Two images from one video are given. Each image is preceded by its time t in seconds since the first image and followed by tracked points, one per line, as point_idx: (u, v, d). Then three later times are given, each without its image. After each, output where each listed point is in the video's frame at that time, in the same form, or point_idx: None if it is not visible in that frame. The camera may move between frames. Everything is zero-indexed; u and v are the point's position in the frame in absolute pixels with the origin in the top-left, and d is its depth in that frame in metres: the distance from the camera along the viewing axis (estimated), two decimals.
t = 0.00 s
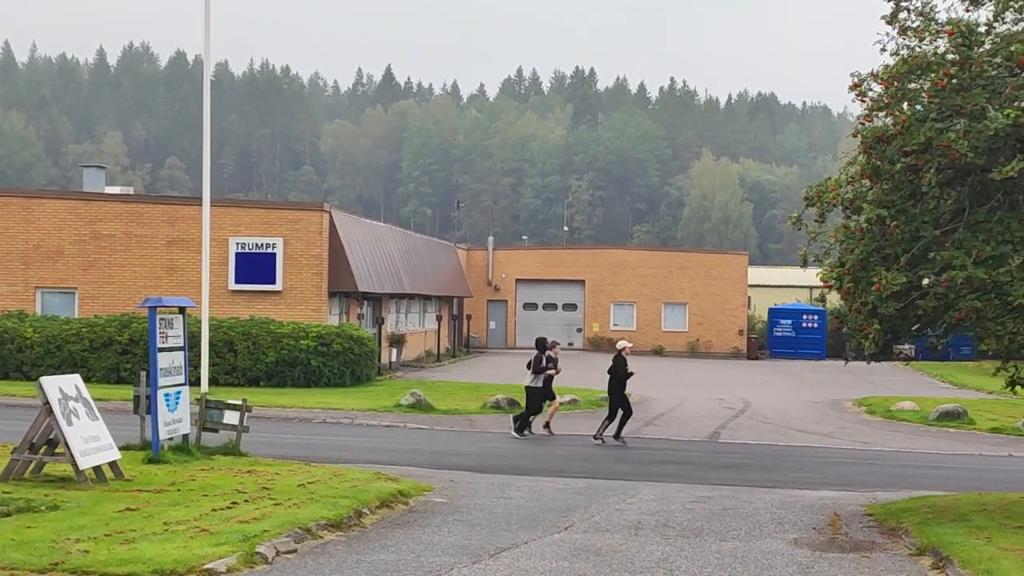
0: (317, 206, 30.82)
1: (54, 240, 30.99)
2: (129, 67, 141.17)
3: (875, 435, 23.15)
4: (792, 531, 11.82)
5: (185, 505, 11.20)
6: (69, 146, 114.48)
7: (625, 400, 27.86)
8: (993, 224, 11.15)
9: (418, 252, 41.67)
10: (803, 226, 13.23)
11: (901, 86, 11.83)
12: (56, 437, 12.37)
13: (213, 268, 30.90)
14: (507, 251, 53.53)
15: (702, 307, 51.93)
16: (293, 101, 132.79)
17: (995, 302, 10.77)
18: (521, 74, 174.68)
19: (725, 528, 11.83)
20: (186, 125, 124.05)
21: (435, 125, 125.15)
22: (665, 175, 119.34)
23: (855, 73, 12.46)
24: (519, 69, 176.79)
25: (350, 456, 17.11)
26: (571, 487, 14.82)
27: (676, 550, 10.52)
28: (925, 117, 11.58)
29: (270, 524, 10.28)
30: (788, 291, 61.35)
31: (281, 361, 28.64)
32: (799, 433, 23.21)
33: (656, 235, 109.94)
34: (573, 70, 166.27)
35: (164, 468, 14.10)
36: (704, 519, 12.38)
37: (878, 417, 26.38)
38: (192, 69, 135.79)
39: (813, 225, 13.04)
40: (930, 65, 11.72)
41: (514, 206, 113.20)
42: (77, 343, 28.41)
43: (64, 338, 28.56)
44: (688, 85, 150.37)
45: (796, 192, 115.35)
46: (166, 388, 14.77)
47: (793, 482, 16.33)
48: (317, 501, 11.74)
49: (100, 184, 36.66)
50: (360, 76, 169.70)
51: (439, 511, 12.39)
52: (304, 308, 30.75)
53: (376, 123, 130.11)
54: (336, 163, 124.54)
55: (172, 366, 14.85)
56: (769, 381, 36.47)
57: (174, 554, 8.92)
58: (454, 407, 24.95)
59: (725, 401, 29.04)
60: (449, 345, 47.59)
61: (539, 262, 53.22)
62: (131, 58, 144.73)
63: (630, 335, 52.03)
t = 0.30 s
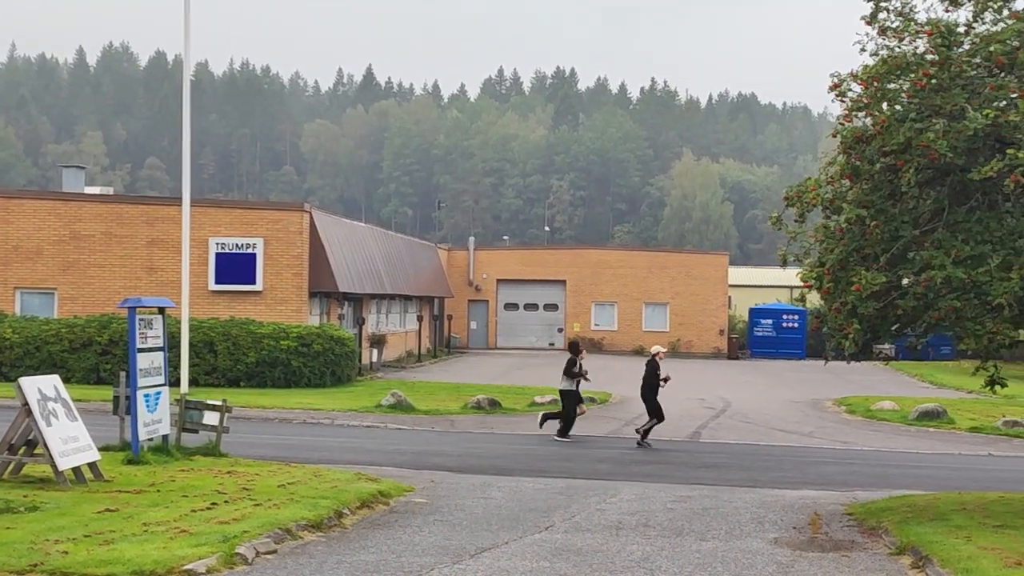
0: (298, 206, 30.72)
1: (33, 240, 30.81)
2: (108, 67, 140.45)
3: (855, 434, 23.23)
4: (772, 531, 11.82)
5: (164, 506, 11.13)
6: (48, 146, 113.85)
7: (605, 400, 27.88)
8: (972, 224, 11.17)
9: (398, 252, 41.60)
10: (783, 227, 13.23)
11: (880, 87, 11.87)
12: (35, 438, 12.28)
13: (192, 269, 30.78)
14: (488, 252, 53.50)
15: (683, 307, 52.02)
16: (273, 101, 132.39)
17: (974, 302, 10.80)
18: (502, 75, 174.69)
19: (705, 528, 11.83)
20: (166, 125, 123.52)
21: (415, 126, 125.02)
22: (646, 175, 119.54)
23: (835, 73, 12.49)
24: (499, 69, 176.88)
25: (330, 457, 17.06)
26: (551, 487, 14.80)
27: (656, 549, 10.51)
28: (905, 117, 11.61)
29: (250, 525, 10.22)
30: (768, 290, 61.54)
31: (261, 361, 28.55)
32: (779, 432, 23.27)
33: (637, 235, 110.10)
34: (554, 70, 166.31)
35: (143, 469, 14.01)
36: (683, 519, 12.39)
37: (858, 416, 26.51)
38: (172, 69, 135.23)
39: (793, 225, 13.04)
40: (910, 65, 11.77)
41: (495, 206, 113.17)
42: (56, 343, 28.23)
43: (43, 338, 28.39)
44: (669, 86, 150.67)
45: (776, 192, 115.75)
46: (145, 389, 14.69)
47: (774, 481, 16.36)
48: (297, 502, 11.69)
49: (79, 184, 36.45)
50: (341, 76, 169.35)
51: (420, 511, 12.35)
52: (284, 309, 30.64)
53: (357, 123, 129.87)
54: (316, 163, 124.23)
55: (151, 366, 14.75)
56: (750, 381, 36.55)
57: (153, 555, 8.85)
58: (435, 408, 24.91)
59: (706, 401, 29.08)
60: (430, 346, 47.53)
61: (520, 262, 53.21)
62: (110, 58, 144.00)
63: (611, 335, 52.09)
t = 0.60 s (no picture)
0: (279, 205, 30.63)
1: (14, 240, 30.64)
2: (88, 66, 139.72)
3: (836, 434, 23.32)
4: (754, 531, 11.83)
5: (144, 507, 11.05)
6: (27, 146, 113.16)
7: (587, 400, 27.86)
8: (952, 224, 11.19)
9: (380, 252, 41.49)
10: (765, 226, 13.25)
11: (861, 87, 11.90)
12: (15, 439, 12.20)
13: (173, 268, 30.65)
14: (470, 251, 53.47)
15: (664, 307, 52.09)
16: (253, 101, 132.00)
17: (956, 301, 10.81)
18: (483, 75, 174.64)
19: (686, 527, 11.84)
20: (147, 125, 122.98)
21: (397, 125, 124.89)
22: (627, 175, 119.68)
23: (815, 73, 12.53)
24: (480, 69, 176.82)
25: (311, 456, 17.02)
26: (533, 487, 14.79)
27: (637, 549, 10.51)
28: (885, 117, 11.64)
29: (231, 525, 10.17)
30: (750, 290, 61.71)
31: (242, 361, 28.45)
32: (761, 431, 23.34)
33: (619, 235, 110.18)
34: (535, 70, 166.38)
35: (125, 469, 13.94)
36: (665, 518, 12.39)
37: (839, 415, 26.60)
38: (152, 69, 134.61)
39: (775, 224, 13.04)
40: (890, 65, 11.81)
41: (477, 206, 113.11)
42: (36, 344, 28.06)
43: (23, 338, 28.23)
44: (651, 85, 150.88)
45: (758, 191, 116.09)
46: (127, 389, 14.62)
47: (754, 481, 16.39)
48: (278, 502, 11.64)
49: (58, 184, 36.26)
50: (322, 76, 169.01)
51: (401, 511, 12.31)
52: (266, 308, 30.54)
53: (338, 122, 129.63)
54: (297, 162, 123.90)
55: (132, 367, 14.69)
56: (731, 381, 36.64)
57: (134, 555, 8.80)
58: (416, 407, 24.88)
59: (687, 400, 29.14)
60: (412, 346, 47.47)
61: (501, 262, 53.20)
62: (90, 58, 143.34)
63: (593, 335, 52.12)
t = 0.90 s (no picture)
0: (260, 205, 30.51)
1: None
2: (68, 66, 139.01)
3: (817, 433, 23.39)
4: (735, 530, 11.84)
5: (125, 507, 10.98)
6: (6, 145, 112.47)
7: (569, 399, 27.86)
8: (933, 223, 11.20)
9: (361, 252, 41.38)
10: (747, 225, 13.28)
11: (841, 87, 11.93)
12: None
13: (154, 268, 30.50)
14: (452, 251, 53.45)
15: (646, 306, 52.10)
16: (234, 100, 131.59)
17: (935, 301, 10.83)
18: (465, 74, 174.56)
19: (668, 526, 11.85)
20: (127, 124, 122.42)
21: (378, 125, 124.72)
22: (609, 175, 119.81)
23: (796, 73, 12.55)
24: (462, 69, 176.73)
25: (292, 456, 16.98)
26: (514, 487, 14.77)
27: (619, 548, 10.50)
28: (866, 117, 11.66)
29: (212, 525, 10.11)
30: (731, 289, 61.87)
31: (223, 361, 28.33)
32: (741, 430, 23.39)
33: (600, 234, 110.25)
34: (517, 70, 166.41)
35: (105, 469, 13.86)
36: (647, 518, 12.40)
37: (821, 414, 26.67)
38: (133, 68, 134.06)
39: (755, 224, 13.05)
40: (871, 65, 11.82)
41: (458, 206, 113.01)
42: (17, 344, 27.88)
43: (4, 339, 28.05)
44: (632, 85, 151.10)
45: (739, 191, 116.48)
46: (107, 389, 14.52)
47: (735, 480, 16.41)
48: (260, 502, 11.59)
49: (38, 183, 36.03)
50: (303, 75, 168.62)
51: (382, 511, 12.27)
52: (247, 308, 30.42)
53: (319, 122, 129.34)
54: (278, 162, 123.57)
55: (113, 367, 14.60)
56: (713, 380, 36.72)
57: (115, 556, 8.74)
58: (398, 407, 24.85)
59: (669, 400, 29.19)
60: (393, 345, 47.39)
61: (482, 261, 53.21)
62: (70, 57, 142.63)
63: (575, 334, 52.10)
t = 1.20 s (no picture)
0: (242, 204, 30.41)
1: None
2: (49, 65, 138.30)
3: (798, 431, 23.47)
4: (717, 528, 11.86)
5: (107, 507, 10.93)
6: None
7: (550, 398, 27.89)
8: (914, 222, 11.23)
9: (344, 251, 41.29)
10: (729, 224, 13.28)
11: (822, 87, 11.96)
12: None
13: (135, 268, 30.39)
14: (434, 250, 53.46)
15: (628, 305, 52.18)
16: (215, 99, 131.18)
17: (916, 299, 10.87)
18: (447, 74, 174.47)
19: (650, 525, 11.85)
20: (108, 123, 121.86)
21: (360, 124, 124.55)
22: (591, 174, 119.94)
23: (778, 72, 12.57)
24: (444, 69, 176.68)
25: (273, 455, 16.93)
26: (496, 485, 14.75)
27: (601, 547, 10.50)
28: (847, 115, 11.68)
29: (194, 525, 10.07)
30: (713, 289, 62.01)
31: (205, 361, 28.22)
32: (723, 429, 23.44)
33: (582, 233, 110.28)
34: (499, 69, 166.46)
35: (87, 469, 13.79)
36: (629, 516, 12.42)
37: (802, 413, 26.75)
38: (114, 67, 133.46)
39: (737, 223, 13.04)
40: (852, 64, 11.85)
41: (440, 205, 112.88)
42: None
43: None
44: (614, 85, 151.33)
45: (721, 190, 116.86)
46: (88, 388, 14.42)
47: (716, 479, 16.44)
48: (242, 501, 11.54)
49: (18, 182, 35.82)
50: (284, 75, 168.26)
51: (365, 510, 12.25)
52: (229, 307, 30.33)
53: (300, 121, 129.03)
54: (260, 161, 123.22)
55: (94, 366, 14.54)
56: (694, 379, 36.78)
57: (97, 555, 8.70)
58: (380, 406, 24.80)
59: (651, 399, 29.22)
60: (375, 344, 47.30)
61: (464, 260, 53.23)
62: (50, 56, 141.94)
63: (557, 333, 52.17)
